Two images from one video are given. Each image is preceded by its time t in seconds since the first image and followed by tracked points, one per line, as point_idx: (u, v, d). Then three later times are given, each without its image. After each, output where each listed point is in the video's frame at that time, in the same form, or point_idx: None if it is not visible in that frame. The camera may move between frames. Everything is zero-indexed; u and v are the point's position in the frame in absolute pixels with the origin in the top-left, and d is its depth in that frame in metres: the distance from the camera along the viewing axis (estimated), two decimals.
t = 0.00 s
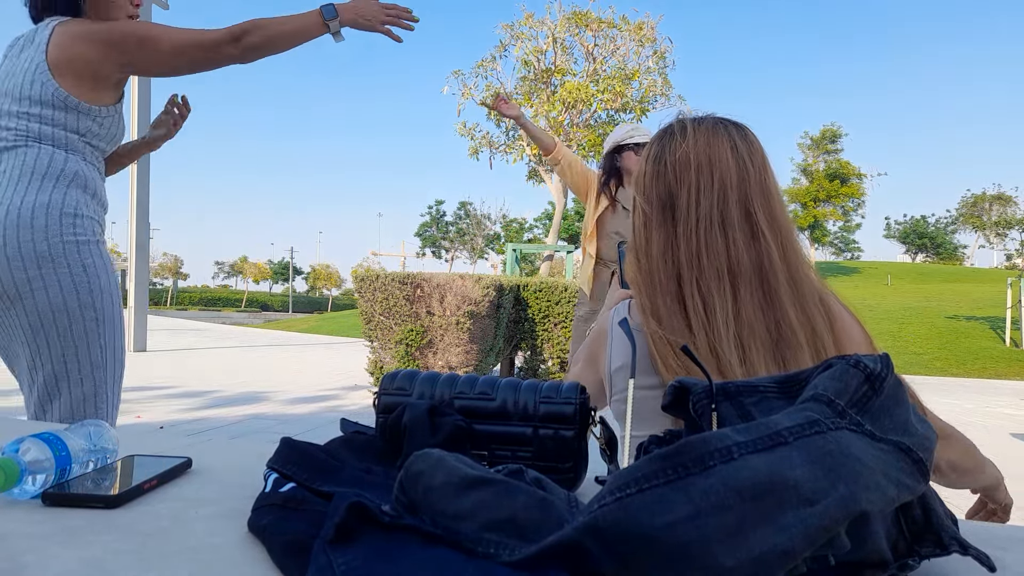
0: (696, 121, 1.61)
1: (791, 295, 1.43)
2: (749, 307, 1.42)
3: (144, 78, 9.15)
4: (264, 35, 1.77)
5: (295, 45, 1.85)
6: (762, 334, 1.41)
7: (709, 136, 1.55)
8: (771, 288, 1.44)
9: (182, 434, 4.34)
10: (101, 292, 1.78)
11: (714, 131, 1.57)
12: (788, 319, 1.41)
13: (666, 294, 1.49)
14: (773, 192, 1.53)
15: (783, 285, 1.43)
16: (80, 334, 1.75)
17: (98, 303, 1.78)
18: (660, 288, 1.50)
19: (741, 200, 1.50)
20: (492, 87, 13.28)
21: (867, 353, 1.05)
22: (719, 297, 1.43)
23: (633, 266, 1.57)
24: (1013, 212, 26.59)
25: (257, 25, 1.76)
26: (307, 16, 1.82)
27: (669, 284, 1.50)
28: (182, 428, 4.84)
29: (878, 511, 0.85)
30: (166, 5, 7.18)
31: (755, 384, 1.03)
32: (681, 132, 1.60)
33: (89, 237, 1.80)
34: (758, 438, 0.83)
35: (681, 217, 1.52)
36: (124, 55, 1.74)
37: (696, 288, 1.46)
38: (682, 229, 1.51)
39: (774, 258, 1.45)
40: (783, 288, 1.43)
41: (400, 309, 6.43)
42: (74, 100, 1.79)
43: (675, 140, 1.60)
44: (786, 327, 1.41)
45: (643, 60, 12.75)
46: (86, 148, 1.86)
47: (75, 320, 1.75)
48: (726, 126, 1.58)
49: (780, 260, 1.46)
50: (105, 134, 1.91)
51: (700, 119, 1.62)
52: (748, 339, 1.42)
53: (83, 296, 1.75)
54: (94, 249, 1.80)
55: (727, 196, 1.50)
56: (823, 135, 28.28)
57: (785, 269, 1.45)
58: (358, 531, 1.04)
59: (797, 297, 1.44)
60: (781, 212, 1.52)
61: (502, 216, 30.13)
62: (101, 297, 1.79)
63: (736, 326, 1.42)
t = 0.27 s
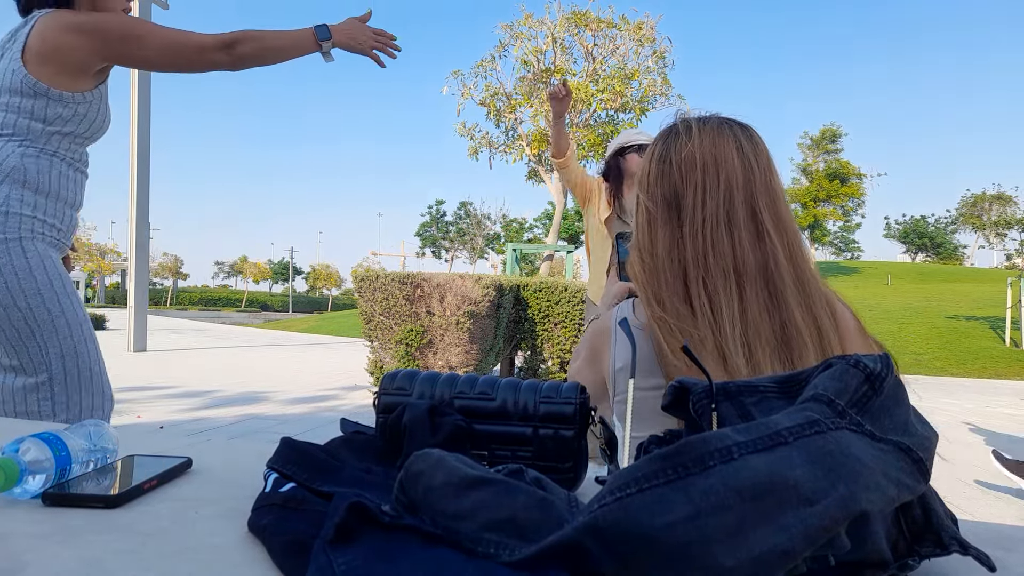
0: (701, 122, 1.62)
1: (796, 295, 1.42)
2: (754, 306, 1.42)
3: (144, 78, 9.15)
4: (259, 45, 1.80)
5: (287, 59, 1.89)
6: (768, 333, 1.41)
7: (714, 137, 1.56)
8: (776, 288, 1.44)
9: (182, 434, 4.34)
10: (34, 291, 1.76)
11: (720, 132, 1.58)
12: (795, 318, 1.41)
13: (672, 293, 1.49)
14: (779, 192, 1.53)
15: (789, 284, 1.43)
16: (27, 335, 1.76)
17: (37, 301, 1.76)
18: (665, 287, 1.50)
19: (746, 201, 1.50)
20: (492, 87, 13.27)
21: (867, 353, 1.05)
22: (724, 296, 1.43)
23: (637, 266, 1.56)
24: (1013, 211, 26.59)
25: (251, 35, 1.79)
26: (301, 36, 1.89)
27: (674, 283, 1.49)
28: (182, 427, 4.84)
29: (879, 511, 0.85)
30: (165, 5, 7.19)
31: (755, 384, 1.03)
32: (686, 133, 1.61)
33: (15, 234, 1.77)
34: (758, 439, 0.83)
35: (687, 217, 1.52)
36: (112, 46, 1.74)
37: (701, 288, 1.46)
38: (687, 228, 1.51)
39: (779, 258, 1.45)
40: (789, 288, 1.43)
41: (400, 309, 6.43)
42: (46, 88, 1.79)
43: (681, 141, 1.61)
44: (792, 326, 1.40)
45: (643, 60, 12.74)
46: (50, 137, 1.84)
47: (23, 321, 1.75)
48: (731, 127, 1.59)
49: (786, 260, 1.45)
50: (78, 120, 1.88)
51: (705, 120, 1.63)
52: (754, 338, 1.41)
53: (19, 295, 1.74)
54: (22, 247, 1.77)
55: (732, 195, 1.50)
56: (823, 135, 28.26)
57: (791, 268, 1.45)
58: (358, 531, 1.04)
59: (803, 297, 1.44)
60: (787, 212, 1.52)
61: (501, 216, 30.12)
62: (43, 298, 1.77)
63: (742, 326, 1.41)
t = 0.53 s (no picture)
0: (693, 127, 1.62)
1: (792, 299, 1.43)
2: (750, 311, 1.42)
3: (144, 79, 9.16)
4: (244, 43, 1.82)
5: (273, 56, 1.91)
6: (766, 338, 1.41)
7: (706, 143, 1.56)
8: (772, 293, 1.44)
9: (182, 433, 4.34)
10: (65, 288, 1.76)
11: (712, 138, 1.58)
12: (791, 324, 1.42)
13: (667, 300, 1.48)
14: (773, 196, 1.54)
15: (785, 288, 1.43)
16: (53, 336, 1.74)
17: (67, 298, 1.76)
18: (660, 294, 1.49)
19: (739, 206, 1.50)
20: (491, 87, 13.27)
21: (866, 354, 1.05)
22: (720, 302, 1.43)
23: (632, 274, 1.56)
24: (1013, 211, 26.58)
25: (237, 34, 1.81)
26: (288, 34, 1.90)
27: (669, 290, 1.49)
28: (182, 428, 4.84)
29: (878, 511, 0.85)
30: (165, 5, 7.19)
31: (754, 384, 1.03)
32: (678, 139, 1.61)
33: (45, 236, 1.77)
34: (758, 438, 0.83)
35: (680, 224, 1.52)
36: (99, 44, 1.73)
37: (697, 294, 1.46)
38: (681, 235, 1.51)
39: (775, 262, 1.45)
40: (786, 293, 1.43)
41: (400, 309, 6.44)
42: (46, 87, 1.79)
43: (673, 147, 1.61)
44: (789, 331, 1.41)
45: (643, 60, 12.73)
46: (55, 137, 1.86)
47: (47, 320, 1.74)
48: (723, 132, 1.59)
49: (782, 264, 1.46)
50: (74, 121, 1.91)
51: (697, 125, 1.63)
52: (751, 343, 1.41)
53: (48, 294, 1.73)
54: (49, 249, 1.77)
55: (726, 201, 1.50)
56: (823, 135, 28.26)
57: (787, 272, 1.45)
58: (358, 531, 1.04)
59: (798, 300, 1.44)
60: (781, 216, 1.52)
61: (501, 216, 30.12)
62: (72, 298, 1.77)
63: (738, 331, 1.41)
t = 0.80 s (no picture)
0: (688, 122, 1.62)
1: (781, 293, 1.42)
2: (737, 306, 1.42)
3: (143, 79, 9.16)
4: (250, 60, 1.85)
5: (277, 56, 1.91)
6: (753, 332, 1.41)
7: (698, 137, 1.56)
8: (761, 287, 1.44)
9: (183, 434, 4.35)
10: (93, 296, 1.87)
11: (705, 132, 1.58)
12: (779, 318, 1.41)
13: (655, 294, 1.50)
14: (766, 190, 1.53)
15: (773, 283, 1.43)
16: (85, 338, 1.86)
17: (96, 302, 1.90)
18: (648, 287, 1.51)
19: (730, 199, 1.50)
20: (491, 87, 13.27)
21: (866, 354, 1.05)
22: (707, 296, 1.44)
23: (624, 267, 1.58)
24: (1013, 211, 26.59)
25: (243, 52, 1.84)
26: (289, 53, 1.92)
27: (658, 284, 1.50)
28: (182, 428, 4.84)
29: (879, 511, 0.85)
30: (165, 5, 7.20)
31: (754, 384, 1.03)
32: (672, 133, 1.62)
33: (85, 242, 1.89)
34: (758, 438, 0.83)
35: (669, 217, 1.53)
36: (102, 53, 1.76)
37: (684, 288, 1.46)
38: (670, 229, 1.52)
39: (764, 256, 1.44)
40: (775, 287, 1.42)
41: (400, 309, 6.44)
42: (59, 97, 1.85)
43: (666, 141, 1.62)
44: (777, 325, 1.41)
45: (643, 60, 12.73)
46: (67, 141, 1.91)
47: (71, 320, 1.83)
48: (717, 126, 1.58)
49: (772, 257, 1.45)
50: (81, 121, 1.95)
51: (691, 119, 1.63)
52: (738, 338, 1.41)
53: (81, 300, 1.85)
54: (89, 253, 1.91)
55: (716, 195, 1.50)
56: (823, 134, 28.23)
57: (777, 266, 1.44)
58: (359, 531, 1.04)
59: (787, 295, 1.43)
60: (773, 210, 1.51)
61: (501, 216, 30.12)
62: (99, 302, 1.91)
63: (725, 325, 1.41)
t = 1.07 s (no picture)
0: (685, 120, 1.62)
1: (772, 296, 1.43)
2: (729, 307, 1.44)
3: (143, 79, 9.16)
4: (261, 65, 1.89)
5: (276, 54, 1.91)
6: (744, 334, 1.43)
7: (694, 136, 1.56)
8: (753, 288, 1.44)
9: (182, 433, 4.34)
10: (78, 293, 1.87)
11: (701, 130, 1.57)
12: (770, 321, 1.42)
13: (648, 294, 1.52)
14: (762, 189, 1.52)
15: (765, 284, 1.43)
16: (67, 338, 1.84)
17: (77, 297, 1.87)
18: (641, 287, 1.53)
19: (723, 199, 1.50)
20: (491, 87, 13.27)
21: (865, 354, 1.05)
22: (698, 298, 1.46)
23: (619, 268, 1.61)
24: (1013, 210, 26.61)
25: (255, 54, 1.87)
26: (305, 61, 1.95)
27: (650, 286, 1.53)
28: (181, 428, 4.84)
29: (879, 511, 0.85)
30: (165, 5, 7.20)
31: (754, 384, 1.03)
32: (669, 132, 1.61)
33: (70, 237, 1.88)
34: (758, 438, 0.83)
35: (663, 218, 1.54)
36: (113, 42, 1.77)
37: (676, 289, 1.49)
38: (663, 230, 1.53)
39: (756, 258, 1.44)
40: (766, 290, 1.43)
41: (400, 309, 6.43)
42: (62, 82, 1.83)
43: (662, 140, 1.61)
44: (768, 328, 1.42)
45: (643, 60, 12.73)
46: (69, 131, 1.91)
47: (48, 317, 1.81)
48: (713, 124, 1.58)
49: (764, 260, 1.44)
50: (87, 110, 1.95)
51: (689, 117, 1.62)
52: (729, 340, 1.43)
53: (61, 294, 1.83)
54: (79, 251, 1.90)
55: (709, 196, 1.50)
56: (823, 134, 28.22)
57: (769, 267, 1.45)
58: (359, 531, 1.04)
59: (780, 297, 1.44)
60: (769, 210, 1.51)
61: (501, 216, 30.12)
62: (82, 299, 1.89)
63: (715, 327, 1.44)
